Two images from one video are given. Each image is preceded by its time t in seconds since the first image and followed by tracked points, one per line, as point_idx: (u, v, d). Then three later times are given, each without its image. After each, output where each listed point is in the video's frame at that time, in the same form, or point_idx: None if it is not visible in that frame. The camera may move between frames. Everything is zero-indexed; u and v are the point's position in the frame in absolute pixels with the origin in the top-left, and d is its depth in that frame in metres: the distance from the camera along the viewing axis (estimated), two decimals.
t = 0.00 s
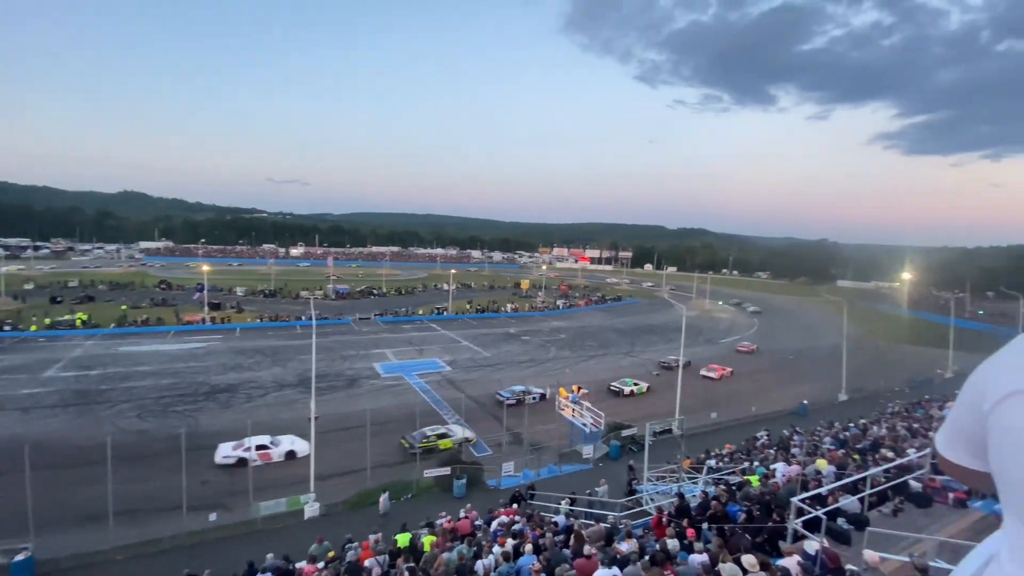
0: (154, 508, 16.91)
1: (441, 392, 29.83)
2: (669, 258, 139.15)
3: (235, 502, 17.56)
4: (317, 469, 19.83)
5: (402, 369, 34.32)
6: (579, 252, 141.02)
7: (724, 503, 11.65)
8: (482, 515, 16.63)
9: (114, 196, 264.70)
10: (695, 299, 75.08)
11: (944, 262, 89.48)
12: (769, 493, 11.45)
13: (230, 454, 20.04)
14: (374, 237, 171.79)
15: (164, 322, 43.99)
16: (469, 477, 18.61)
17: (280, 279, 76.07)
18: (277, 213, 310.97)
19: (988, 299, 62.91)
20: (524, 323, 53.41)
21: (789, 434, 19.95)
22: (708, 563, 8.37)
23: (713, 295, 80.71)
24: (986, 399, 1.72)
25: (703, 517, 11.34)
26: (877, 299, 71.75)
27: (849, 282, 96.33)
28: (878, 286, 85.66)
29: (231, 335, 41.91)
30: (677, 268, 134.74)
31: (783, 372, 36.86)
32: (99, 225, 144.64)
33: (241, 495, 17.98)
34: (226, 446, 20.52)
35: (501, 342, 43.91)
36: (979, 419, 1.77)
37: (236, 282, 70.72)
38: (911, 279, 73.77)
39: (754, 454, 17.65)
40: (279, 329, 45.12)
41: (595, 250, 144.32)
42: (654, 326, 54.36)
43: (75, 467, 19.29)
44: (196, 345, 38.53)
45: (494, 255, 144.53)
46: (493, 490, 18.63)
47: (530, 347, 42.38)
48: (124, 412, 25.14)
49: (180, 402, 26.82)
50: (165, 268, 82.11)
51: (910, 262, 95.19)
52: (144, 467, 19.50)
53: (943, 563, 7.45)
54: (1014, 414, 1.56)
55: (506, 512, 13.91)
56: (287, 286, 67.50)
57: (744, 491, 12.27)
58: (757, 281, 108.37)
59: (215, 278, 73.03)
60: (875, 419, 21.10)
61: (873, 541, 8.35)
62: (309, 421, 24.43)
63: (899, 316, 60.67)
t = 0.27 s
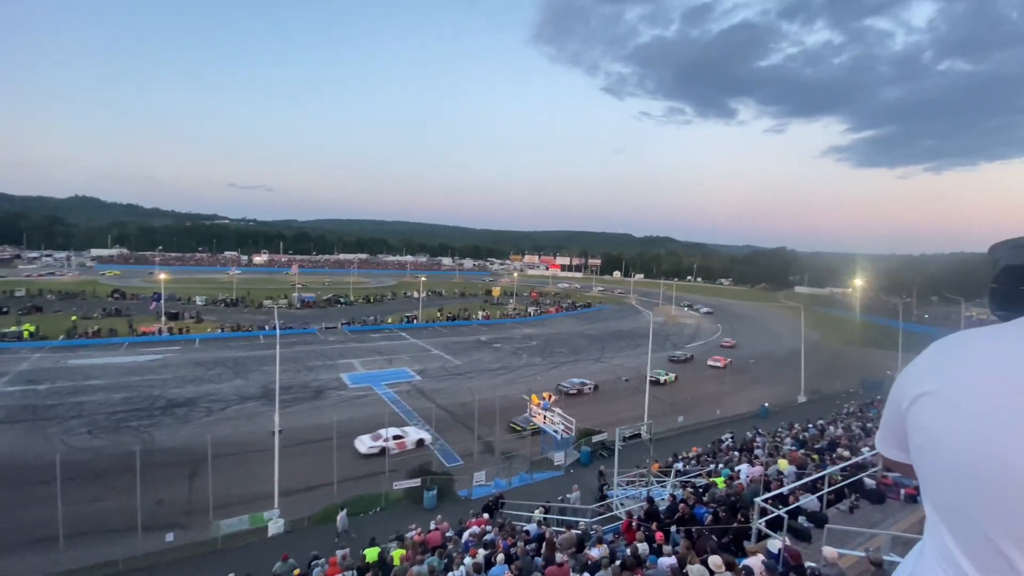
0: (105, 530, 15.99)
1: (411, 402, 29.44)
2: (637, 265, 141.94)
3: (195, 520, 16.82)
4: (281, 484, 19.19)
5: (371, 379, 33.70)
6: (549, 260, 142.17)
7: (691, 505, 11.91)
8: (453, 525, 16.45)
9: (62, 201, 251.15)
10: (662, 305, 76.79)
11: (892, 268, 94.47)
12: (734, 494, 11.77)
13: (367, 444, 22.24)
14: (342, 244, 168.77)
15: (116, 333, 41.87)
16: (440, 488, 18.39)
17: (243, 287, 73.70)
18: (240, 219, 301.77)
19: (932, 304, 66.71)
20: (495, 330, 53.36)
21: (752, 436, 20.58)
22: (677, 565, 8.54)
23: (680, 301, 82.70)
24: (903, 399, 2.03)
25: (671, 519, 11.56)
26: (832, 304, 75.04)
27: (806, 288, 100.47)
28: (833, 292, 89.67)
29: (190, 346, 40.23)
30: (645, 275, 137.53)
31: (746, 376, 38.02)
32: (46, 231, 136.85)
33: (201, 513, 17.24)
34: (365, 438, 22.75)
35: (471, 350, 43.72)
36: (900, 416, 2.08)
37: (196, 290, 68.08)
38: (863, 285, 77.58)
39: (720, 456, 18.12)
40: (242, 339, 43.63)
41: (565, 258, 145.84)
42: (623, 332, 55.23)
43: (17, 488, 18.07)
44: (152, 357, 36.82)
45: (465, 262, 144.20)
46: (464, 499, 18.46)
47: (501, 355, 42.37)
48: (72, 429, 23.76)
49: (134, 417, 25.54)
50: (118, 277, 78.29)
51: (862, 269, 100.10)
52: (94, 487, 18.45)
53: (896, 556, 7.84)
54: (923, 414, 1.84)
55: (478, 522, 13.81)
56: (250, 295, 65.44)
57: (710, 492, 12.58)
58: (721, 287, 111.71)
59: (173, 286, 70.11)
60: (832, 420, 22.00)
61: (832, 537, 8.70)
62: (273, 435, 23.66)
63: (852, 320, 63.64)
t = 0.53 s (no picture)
0: (69, 551, 15.29)
1: (391, 412, 29.06)
2: (615, 272, 143.58)
3: (165, 539, 16.21)
4: (257, 499, 18.68)
5: (349, 389, 33.16)
6: (529, 267, 142.74)
7: (672, 511, 12.01)
8: (434, 537, 16.22)
9: (23, 208, 241.61)
10: (641, 312, 77.74)
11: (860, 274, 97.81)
12: (713, 499, 11.92)
13: (481, 427, 25.32)
14: (319, 253, 166.40)
15: (81, 346, 40.26)
16: (421, 500, 18.14)
17: (216, 297, 71.85)
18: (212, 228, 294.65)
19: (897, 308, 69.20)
20: (475, 339, 53.19)
21: (729, 440, 20.92)
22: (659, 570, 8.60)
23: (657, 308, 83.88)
24: (868, 406, 2.06)
25: (652, 525, 11.63)
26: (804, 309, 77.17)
27: (779, 294, 103.13)
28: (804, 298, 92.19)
29: (161, 359, 38.99)
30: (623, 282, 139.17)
31: (723, 380, 38.68)
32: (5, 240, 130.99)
33: (172, 532, 16.61)
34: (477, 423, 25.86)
35: (451, 359, 43.45)
36: (866, 424, 2.09)
37: (166, 301, 66.06)
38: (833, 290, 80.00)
39: (699, 461, 18.35)
40: (215, 351, 42.47)
41: (545, 265, 146.62)
42: (603, 339, 55.67)
43: None
44: (119, 371, 35.49)
45: (445, 270, 143.60)
46: (445, 511, 18.24)
47: (482, 363, 42.21)
48: (33, 446, 22.68)
49: (100, 433, 24.52)
50: (83, 287, 75.46)
51: (832, 275, 103.35)
52: (57, 506, 17.64)
53: (869, 555, 8.05)
54: (887, 423, 1.89)
55: (459, 533, 13.66)
56: (224, 305, 63.89)
57: (690, 497, 12.72)
58: (697, 293, 113.78)
59: (142, 297, 67.92)
60: (806, 422, 22.55)
61: (808, 538, 8.89)
62: (247, 449, 23.01)
63: (823, 324, 65.52)
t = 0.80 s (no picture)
0: (56, 566, 14.96)
1: (384, 420, 28.83)
2: (607, 277, 144.21)
3: (154, 553, 15.89)
4: (248, 511, 18.40)
5: (341, 398, 32.87)
6: (521, 273, 142.81)
7: (667, 516, 11.99)
8: (429, 547, 16.05)
9: (7, 217, 237.90)
10: (633, 316, 78.02)
11: (847, 277, 99.09)
12: (708, 503, 11.92)
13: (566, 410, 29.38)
14: (310, 260, 165.51)
15: (67, 356, 39.56)
16: (414, 509, 17.96)
17: (205, 305, 71.05)
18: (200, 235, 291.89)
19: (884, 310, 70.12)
20: (468, 345, 53.04)
21: (723, 444, 20.96)
22: None
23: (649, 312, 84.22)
24: (883, 422, 2.18)
25: (648, 531, 11.60)
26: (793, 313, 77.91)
27: (769, 297, 104.06)
28: (794, 300, 93.09)
29: (149, 369, 38.43)
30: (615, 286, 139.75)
31: (715, 384, 38.87)
32: None
33: (160, 545, 16.29)
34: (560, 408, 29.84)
35: (444, 365, 43.26)
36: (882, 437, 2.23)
37: (154, 310, 65.19)
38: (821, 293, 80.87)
39: (693, 465, 18.37)
40: (205, 360, 41.94)
41: (537, 271, 146.94)
42: (595, 344, 55.77)
43: None
44: (106, 381, 34.88)
45: (436, 276, 143.29)
46: (439, 520, 18.06)
47: (475, 369, 42.08)
48: (17, 459, 22.18)
49: (87, 445, 24.05)
50: (69, 296, 74.26)
51: (820, 278, 104.59)
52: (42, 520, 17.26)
53: (864, 558, 8.07)
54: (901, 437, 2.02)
55: (454, 542, 13.53)
56: (213, 313, 63.21)
57: (685, 502, 12.71)
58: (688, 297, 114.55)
59: (129, 306, 67.00)
60: (798, 425, 22.68)
61: (803, 542, 8.90)
62: (238, 460, 22.68)
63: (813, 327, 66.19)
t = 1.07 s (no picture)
0: (63, 571, 14.98)
1: (388, 424, 28.82)
2: (609, 278, 144.06)
3: (161, 557, 15.90)
4: (253, 515, 18.39)
5: (345, 401, 32.90)
6: (523, 275, 142.70)
7: (674, 518, 11.93)
8: (435, 550, 16.00)
9: (12, 223, 239.34)
10: (636, 317, 77.88)
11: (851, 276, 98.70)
12: (716, 505, 11.84)
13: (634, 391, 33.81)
14: (313, 264, 165.92)
15: (72, 362, 39.68)
16: (420, 512, 17.92)
17: (208, 310, 71.23)
18: (204, 240, 293.14)
19: (889, 310, 69.79)
20: (471, 347, 52.99)
21: (729, 445, 20.86)
22: None
23: (653, 313, 84.03)
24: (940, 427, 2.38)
25: (655, 533, 11.53)
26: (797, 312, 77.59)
27: (772, 297, 103.63)
28: (798, 300, 92.71)
29: (153, 373, 38.53)
30: (617, 287, 139.60)
31: (720, 384, 38.70)
32: None
33: (167, 550, 16.29)
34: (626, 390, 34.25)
35: (448, 368, 43.22)
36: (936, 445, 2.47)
37: (158, 314, 65.39)
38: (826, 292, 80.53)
39: (700, 467, 18.29)
40: (209, 364, 41.99)
41: (539, 272, 146.91)
42: (599, 345, 55.66)
43: None
44: (111, 387, 34.96)
45: (439, 279, 143.49)
46: (444, 523, 18.01)
47: (479, 372, 42.04)
48: (24, 464, 22.24)
49: (92, 450, 24.10)
50: (74, 302, 74.58)
51: (823, 278, 104.24)
52: (49, 525, 17.30)
53: (877, 560, 7.96)
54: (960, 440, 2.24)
55: (460, 546, 13.47)
56: (217, 318, 63.37)
57: (693, 504, 12.63)
58: (691, 298, 114.32)
59: (134, 311, 67.22)
60: (804, 425, 22.55)
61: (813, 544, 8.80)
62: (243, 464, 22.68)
63: (817, 326, 65.91)
